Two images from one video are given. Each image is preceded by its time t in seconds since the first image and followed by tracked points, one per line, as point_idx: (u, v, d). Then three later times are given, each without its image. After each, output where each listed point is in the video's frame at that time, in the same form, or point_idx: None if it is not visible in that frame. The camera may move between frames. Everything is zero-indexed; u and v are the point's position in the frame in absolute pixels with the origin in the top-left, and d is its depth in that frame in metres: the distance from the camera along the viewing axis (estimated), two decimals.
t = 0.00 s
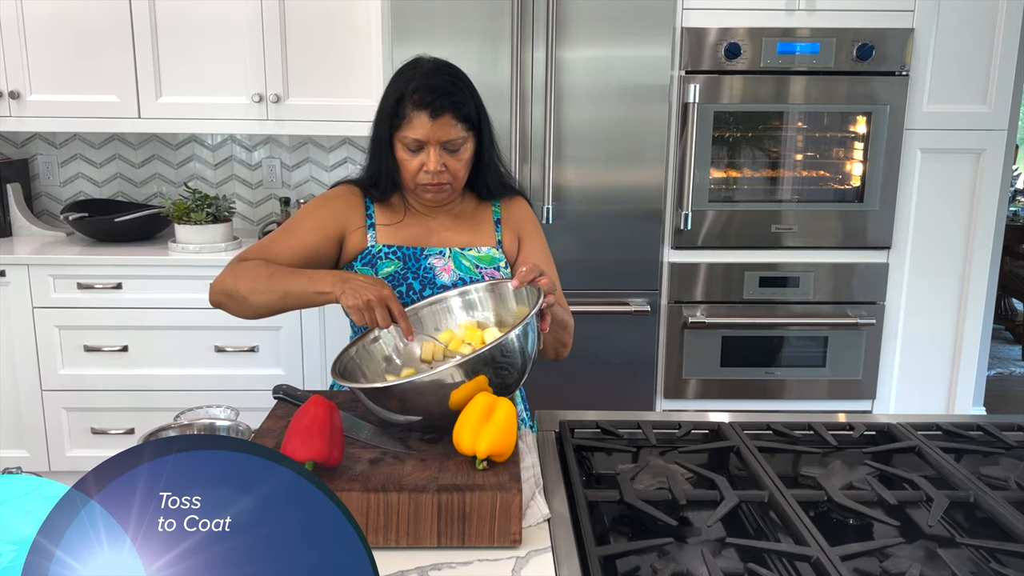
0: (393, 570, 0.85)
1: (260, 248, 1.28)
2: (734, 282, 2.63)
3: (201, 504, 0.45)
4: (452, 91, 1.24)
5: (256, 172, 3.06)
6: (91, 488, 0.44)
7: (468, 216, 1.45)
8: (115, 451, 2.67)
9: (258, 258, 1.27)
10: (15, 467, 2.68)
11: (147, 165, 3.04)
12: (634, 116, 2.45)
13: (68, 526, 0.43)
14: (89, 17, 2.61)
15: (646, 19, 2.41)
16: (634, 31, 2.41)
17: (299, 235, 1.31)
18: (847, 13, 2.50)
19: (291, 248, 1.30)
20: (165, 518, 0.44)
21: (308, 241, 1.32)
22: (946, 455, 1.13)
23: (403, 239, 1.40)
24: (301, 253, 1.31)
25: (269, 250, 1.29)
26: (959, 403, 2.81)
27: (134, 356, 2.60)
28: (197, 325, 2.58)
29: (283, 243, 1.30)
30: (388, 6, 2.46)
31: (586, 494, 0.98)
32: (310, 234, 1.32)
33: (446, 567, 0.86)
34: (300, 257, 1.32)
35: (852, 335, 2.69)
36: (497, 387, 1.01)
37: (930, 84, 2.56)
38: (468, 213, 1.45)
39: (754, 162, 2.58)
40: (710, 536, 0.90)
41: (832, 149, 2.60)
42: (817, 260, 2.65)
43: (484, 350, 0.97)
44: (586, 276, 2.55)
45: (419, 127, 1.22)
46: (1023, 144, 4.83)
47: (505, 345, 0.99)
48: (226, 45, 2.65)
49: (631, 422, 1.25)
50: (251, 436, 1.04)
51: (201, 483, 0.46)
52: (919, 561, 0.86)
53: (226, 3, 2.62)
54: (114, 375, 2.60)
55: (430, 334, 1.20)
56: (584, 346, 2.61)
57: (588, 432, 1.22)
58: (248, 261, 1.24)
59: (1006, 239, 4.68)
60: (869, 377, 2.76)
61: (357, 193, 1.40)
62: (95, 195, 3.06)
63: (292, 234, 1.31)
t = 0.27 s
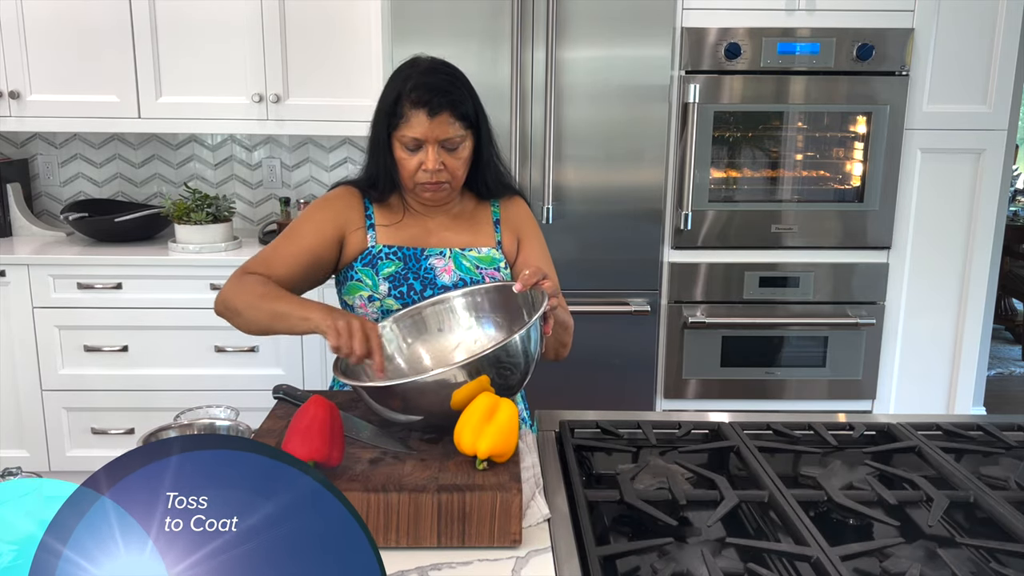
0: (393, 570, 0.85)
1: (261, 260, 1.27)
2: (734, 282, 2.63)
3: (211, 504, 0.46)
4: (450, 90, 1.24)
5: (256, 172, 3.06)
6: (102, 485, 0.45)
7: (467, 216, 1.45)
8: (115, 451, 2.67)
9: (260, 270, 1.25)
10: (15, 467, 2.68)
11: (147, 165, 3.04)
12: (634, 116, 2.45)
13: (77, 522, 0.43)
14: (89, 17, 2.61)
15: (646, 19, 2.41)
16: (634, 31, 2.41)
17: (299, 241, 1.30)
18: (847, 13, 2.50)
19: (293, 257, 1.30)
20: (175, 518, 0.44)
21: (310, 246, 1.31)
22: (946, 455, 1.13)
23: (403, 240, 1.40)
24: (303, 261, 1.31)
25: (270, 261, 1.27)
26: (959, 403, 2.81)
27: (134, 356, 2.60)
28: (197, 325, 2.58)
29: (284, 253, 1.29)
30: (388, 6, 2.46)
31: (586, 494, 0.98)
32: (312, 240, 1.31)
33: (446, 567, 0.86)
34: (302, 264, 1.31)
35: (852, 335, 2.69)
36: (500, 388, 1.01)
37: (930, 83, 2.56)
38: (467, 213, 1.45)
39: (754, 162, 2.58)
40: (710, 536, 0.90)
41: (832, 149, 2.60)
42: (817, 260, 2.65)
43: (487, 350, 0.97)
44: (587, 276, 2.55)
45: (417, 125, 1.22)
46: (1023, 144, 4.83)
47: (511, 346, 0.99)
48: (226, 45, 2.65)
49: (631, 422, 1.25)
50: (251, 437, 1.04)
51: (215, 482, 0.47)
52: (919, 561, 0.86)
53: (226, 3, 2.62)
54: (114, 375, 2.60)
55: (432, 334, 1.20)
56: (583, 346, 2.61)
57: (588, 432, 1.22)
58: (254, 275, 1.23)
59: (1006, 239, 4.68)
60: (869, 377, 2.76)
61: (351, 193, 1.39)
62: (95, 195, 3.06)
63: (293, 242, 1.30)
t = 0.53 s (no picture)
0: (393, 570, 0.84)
1: (258, 253, 1.27)
2: (734, 282, 2.63)
3: (220, 504, 0.50)
4: (450, 91, 1.24)
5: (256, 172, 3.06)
6: (113, 484, 0.49)
7: (466, 217, 1.45)
8: (115, 451, 2.67)
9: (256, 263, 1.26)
10: (15, 467, 2.68)
11: (147, 165, 3.04)
12: (633, 116, 2.45)
13: (84, 523, 0.47)
14: (89, 17, 2.60)
15: (646, 19, 2.41)
16: (634, 31, 2.41)
17: (296, 238, 1.31)
18: (847, 13, 2.50)
19: (290, 251, 1.30)
20: (185, 517, 0.48)
21: (307, 243, 1.31)
22: (947, 455, 1.13)
23: (403, 241, 1.39)
24: (300, 256, 1.31)
25: (268, 254, 1.28)
26: (959, 403, 2.81)
27: (134, 356, 2.60)
28: (197, 325, 2.58)
29: (281, 247, 1.29)
30: (388, 6, 2.46)
31: (586, 494, 0.98)
32: (309, 236, 1.31)
33: (446, 567, 0.85)
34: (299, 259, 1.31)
35: (852, 335, 2.69)
36: (501, 388, 1.01)
37: (931, 83, 2.56)
38: (467, 213, 1.45)
39: (754, 162, 2.58)
40: (710, 536, 0.90)
41: (832, 149, 2.60)
42: (817, 260, 2.65)
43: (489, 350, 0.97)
44: (587, 276, 2.55)
45: (416, 126, 1.22)
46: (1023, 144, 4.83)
47: (513, 346, 0.99)
48: (226, 44, 2.65)
49: (631, 422, 1.25)
50: (251, 436, 1.04)
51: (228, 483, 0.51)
52: (919, 561, 0.86)
53: (226, 3, 2.62)
54: (114, 375, 2.60)
55: (433, 334, 1.20)
56: (583, 346, 2.61)
57: (589, 432, 1.22)
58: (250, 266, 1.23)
59: (1006, 239, 4.68)
60: (869, 377, 2.75)
61: (352, 193, 1.39)
62: (95, 195, 3.06)
63: (290, 237, 1.31)
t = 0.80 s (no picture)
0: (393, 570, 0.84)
1: (251, 242, 1.28)
2: (734, 282, 2.63)
3: (233, 505, 0.50)
4: (451, 93, 1.24)
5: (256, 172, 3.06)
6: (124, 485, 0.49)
7: (466, 218, 1.45)
8: (115, 451, 2.67)
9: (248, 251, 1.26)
10: (15, 467, 2.68)
11: (147, 165, 3.04)
12: (633, 116, 2.45)
13: (96, 524, 0.48)
14: (89, 17, 2.60)
15: (646, 19, 2.41)
16: (634, 31, 2.41)
17: (291, 231, 1.31)
18: (847, 13, 2.50)
19: (283, 243, 1.30)
20: (198, 518, 0.48)
21: (300, 236, 1.32)
22: (947, 455, 1.13)
23: (403, 241, 1.39)
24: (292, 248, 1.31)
25: (261, 244, 1.29)
26: (959, 403, 2.81)
27: (134, 356, 2.60)
28: (197, 325, 2.58)
29: (275, 238, 1.30)
30: (387, 6, 2.46)
31: (586, 494, 0.98)
32: (303, 230, 1.32)
33: (446, 567, 0.85)
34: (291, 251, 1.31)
35: (852, 335, 2.69)
36: (502, 388, 1.01)
37: (930, 83, 2.56)
38: (467, 214, 1.45)
39: (754, 162, 2.58)
40: (710, 536, 0.90)
41: (832, 149, 2.60)
42: (817, 260, 2.65)
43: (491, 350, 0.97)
44: (587, 276, 2.55)
45: (417, 128, 1.22)
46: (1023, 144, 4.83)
47: (514, 347, 0.99)
48: (226, 44, 2.65)
49: (631, 422, 1.25)
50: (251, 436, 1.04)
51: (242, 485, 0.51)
52: (919, 561, 0.86)
53: (226, 3, 2.62)
54: (114, 375, 2.60)
55: (433, 335, 1.20)
56: (583, 346, 2.60)
57: (589, 432, 1.22)
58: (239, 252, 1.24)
59: (1006, 239, 4.68)
60: (869, 377, 2.75)
61: (353, 193, 1.40)
62: (95, 195, 3.06)
63: (285, 229, 1.31)
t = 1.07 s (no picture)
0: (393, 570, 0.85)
1: (261, 257, 1.28)
2: (734, 282, 2.63)
3: (246, 505, 0.50)
4: (448, 92, 1.24)
5: (256, 172, 3.06)
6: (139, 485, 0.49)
7: (464, 217, 1.44)
8: (115, 451, 2.67)
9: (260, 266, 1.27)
10: (15, 467, 2.68)
11: (147, 165, 3.04)
12: (634, 116, 2.45)
13: (108, 528, 0.47)
14: (89, 17, 2.61)
15: (646, 19, 2.41)
16: (634, 31, 2.41)
17: (298, 240, 1.31)
18: (847, 13, 2.50)
19: (294, 254, 1.31)
20: (212, 518, 0.49)
21: (308, 245, 1.32)
22: (947, 455, 1.13)
23: (399, 240, 1.40)
24: (304, 258, 1.32)
25: (272, 258, 1.29)
26: (959, 403, 2.81)
27: (134, 356, 2.60)
28: (197, 325, 2.58)
29: (285, 249, 1.30)
30: (388, 6, 2.46)
31: (586, 494, 0.98)
32: (311, 239, 1.32)
33: (447, 567, 0.85)
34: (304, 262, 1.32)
35: (852, 335, 2.69)
36: (498, 387, 1.01)
37: (930, 83, 2.56)
38: (465, 214, 1.45)
39: (754, 162, 2.58)
40: (710, 536, 0.90)
41: (832, 149, 2.60)
42: (817, 260, 2.65)
43: (487, 348, 0.97)
44: (587, 276, 2.55)
45: (414, 127, 1.22)
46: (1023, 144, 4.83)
47: (507, 344, 0.99)
48: (226, 44, 2.65)
49: (631, 422, 1.25)
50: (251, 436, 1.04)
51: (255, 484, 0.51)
52: (919, 561, 0.86)
53: (226, 3, 2.62)
54: (114, 375, 2.60)
55: (430, 334, 1.20)
56: (583, 346, 2.61)
57: (588, 432, 1.22)
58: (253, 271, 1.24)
59: (1006, 239, 4.68)
60: (869, 377, 2.76)
61: (351, 193, 1.40)
62: (95, 195, 3.06)
63: (293, 240, 1.31)
